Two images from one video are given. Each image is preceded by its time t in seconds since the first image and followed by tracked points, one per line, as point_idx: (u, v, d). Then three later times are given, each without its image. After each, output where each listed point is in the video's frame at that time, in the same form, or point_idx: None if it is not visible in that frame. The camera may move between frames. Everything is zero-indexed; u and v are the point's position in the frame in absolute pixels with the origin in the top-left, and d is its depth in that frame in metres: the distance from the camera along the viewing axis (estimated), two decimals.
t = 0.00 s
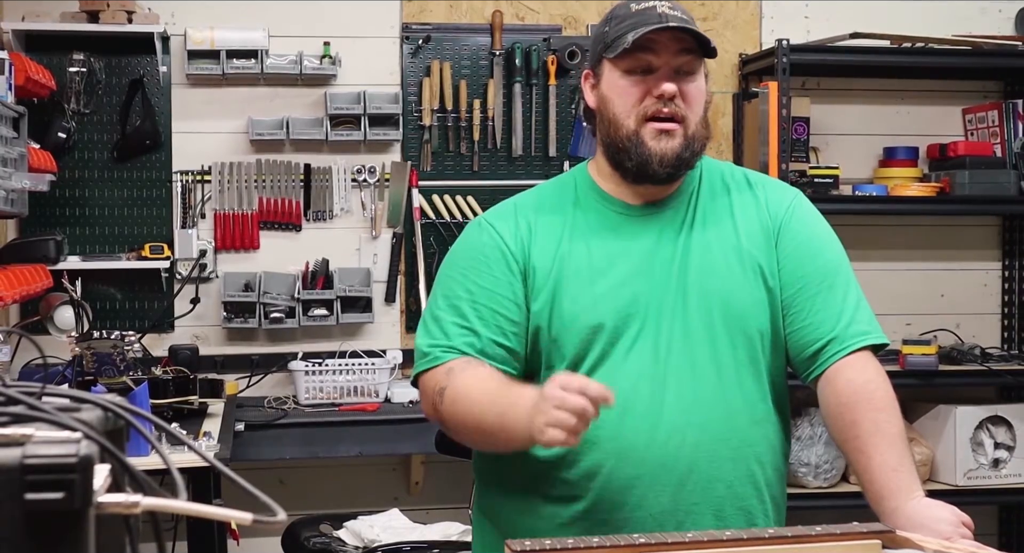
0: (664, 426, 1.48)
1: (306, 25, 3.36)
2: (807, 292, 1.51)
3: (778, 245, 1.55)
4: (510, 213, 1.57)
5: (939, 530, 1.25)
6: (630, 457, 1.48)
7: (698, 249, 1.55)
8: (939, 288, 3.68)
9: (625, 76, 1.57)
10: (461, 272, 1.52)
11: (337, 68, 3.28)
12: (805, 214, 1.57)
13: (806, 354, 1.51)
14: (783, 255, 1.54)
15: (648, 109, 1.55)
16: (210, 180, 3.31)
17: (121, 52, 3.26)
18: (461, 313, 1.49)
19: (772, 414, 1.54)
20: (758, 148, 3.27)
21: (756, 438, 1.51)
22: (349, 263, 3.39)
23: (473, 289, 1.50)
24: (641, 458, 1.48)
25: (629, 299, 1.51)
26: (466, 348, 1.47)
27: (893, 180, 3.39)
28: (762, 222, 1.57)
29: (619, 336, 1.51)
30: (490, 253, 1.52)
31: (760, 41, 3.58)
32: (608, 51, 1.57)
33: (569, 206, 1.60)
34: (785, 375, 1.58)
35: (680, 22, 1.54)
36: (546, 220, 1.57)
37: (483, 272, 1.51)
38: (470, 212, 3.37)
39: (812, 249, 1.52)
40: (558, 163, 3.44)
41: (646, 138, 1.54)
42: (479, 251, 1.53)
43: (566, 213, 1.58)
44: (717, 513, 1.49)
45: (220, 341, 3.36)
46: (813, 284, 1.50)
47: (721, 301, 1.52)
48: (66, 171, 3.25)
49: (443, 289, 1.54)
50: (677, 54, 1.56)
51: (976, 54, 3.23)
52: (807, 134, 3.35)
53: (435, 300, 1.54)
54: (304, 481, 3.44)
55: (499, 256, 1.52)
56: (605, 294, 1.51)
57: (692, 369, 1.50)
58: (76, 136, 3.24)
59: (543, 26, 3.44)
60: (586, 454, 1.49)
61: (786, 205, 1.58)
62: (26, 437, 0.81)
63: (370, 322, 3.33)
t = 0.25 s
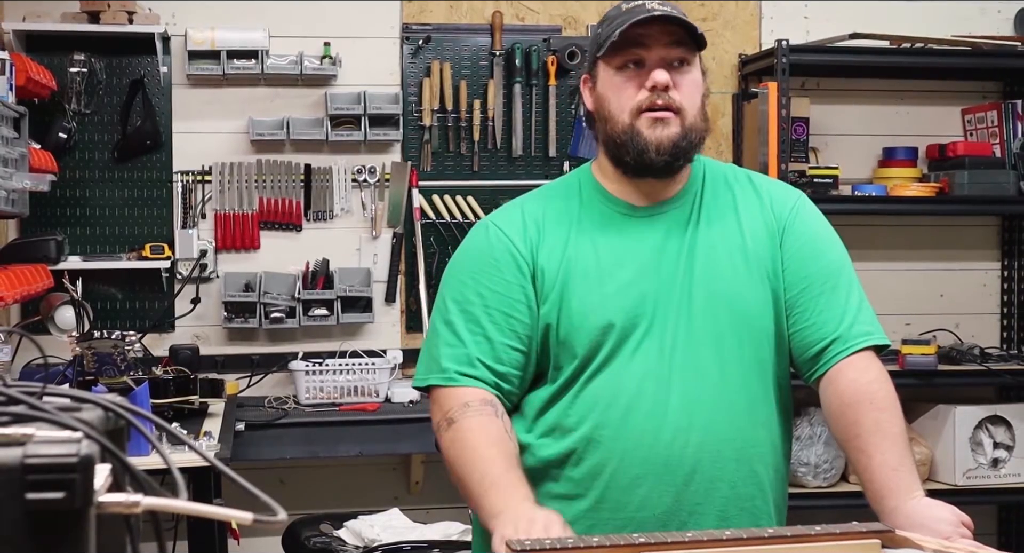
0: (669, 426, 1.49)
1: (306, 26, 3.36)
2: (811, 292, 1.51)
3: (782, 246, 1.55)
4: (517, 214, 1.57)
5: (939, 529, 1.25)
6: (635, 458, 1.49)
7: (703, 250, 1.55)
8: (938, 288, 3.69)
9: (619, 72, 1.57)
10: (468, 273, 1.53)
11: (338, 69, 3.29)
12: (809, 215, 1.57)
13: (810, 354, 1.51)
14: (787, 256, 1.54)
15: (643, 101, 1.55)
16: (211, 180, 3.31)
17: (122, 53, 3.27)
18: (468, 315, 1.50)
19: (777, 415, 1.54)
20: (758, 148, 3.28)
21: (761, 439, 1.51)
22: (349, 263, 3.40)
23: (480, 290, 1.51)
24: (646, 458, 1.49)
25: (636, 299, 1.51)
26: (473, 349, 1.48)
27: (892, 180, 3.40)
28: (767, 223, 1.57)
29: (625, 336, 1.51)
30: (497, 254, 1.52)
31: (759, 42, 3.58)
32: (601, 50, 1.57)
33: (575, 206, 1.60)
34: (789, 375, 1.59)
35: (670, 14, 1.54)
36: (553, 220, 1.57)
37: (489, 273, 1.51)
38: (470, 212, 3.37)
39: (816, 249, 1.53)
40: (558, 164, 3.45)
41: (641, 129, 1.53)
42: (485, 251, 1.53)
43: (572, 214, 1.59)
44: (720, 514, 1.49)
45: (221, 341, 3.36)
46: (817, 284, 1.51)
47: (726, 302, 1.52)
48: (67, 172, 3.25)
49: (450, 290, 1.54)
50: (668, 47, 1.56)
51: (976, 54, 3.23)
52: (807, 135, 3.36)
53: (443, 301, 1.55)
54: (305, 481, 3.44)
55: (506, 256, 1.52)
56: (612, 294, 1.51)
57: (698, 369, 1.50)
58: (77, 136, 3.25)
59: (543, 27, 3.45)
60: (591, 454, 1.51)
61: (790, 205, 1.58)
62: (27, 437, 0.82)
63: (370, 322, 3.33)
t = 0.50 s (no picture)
0: (670, 426, 1.49)
1: (306, 26, 3.37)
2: (811, 290, 1.51)
3: (782, 245, 1.56)
4: (518, 213, 1.58)
5: (938, 529, 1.26)
6: (636, 457, 1.49)
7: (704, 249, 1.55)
8: (938, 288, 3.69)
9: (601, 69, 1.61)
10: (470, 272, 1.53)
11: (338, 69, 3.29)
12: (809, 214, 1.57)
13: (810, 352, 1.51)
14: (787, 255, 1.55)
15: (626, 93, 1.56)
16: (211, 180, 3.31)
17: (123, 53, 3.27)
18: (470, 314, 1.50)
19: (777, 414, 1.55)
20: (758, 149, 3.29)
21: (761, 438, 1.52)
22: (349, 263, 3.40)
23: (482, 289, 1.51)
24: (647, 457, 1.49)
25: (637, 298, 1.51)
26: (475, 349, 1.48)
27: (891, 180, 3.40)
28: (767, 222, 1.57)
29: (626, 335, 1.51)
30: (498, 253, 1.52)
31: (759, 42, 3.59)
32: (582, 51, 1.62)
33: (576, 206, 1.60)
34: (788, 374, 1.59)
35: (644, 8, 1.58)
36: (554, 220, 1.58)
37: (490, 272, 1.51)
38: (470, 212, 3.38)
39: (816, 248, 1.53)
40: (558, 164, 3.45)
41: (625, 120, 1.55)
42: (487, 250, 1.53)
43: (573, 213, 1.59)
44: (721, 513, 1.50)
45: (221, 341, 3.37)
46: (817, 283, 1.51)
47: (727, 301, 1.52)
48: (68, 172, 3.25)
49: (452, 289, 1.54)
50: (647, 40, 1.59)
51: (974, 54, 3.24)
52: (807, 135, 3.37)
53: (444, 300, 1.55)
54: (305, 481, 3.45)
55: (508, 255, 1.52)
56: (613, 293, 1.51)
57: (699, 368, 1.50)
58: (77, 136, 3.25)
59: (543, 27, 3.45)
60: (592, 453, 1.51)
61: (790, 204, 1.59)
62: (28, 436, 0.82)
63: (371, 322, 3.34)
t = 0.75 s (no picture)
0: (669, 425, 1.50)
1: (306, 26, 3.37)
2: (809, 290, 1.51)
3: (780, 244, 1.56)
4: (516, 214, 1.58)
5: (938, 529, 1.27)
6: (636, 456, 1.50)
7: (702, 249, 1.56)
8: (937, 288, 3.70)
9: (584, 73, 1.62)
10: (467, 272, 1.53)
11: (338, 69, 3.30)
12: (807, 213, 1.58)
13: (809, 351, 1.52)
14: (785, 254, 1.55)
15: (607, 98, 1.58)
16: (212, 181, 3.32)
17: (124, 53, 3.28)
18: (468, 314, 1.51)
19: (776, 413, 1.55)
20: (758, 149, 3.30)
21: (760, 437, 1.52)
22: (350, 263, 3.40)
23: (479, 290, 1.51)
24: (647, 456, 1.50)
25: (635, 297, 1.52)
26: (473, 348, 1.48)
27: (890, 180, 3.41)
28: (765, 221, 1.58)
29: (625, 335, 1.51)
30: (496, 254, 1.53)
31: (759, 42, 3.59)
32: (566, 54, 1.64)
33: (574, 206, 1.61)
34: (787, 373, 1.59)
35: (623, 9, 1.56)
36: (552, 220, 1.58)
37: (488, 272, 1.52)
38: (470, 212, 3.38)
39: (814, 247, 1.53)
40: (558, 164, 3.45)
41: (606, 126, 1.57)
42: (484, 251, 1.54)
43: (572, 213, 1.59)
44: (720, 512, 1.50)
45: (222, 341, 3.37)
46: (815, 282, 1.51)
47: (725, 300, 1.53)
48: (69, 172, 3.26)
49: (450, 290, 1.55)
50: (628, 42, 1.59)
51: (974, 55, 3.24)
52: (806, 135, 3.37)
53: (443, 301, 1.55)
54: (305, 480, 3.45)
55: (505, 255, 1.53)
56: (611, 293, 1.52)
57: (698, 368, 1.51)
58: (78, 137, 3.25)
59: (543, 27, 3.46)
60: (591, 453, 1.51)
61: (788, 203, 1.59)
62: (28, 437, 0.82)
63: (371, 322, 3.34)
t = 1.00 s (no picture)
0: (666, 424, 1.50)
1: (307, 26, 3.37)
2: (807, 289, 1.52)
3: (779, 243, 1.56)
4: (513, 216, 1.59)
5: (937, 528, 1.27)
6: (633, 455, 1.50)
7: (699, 249, 1.56)
8: (936, 288, 3.70)
9: (581, 77, 1.63)
10: (464, 273, 1.54)
11: (338, 70, 3.30)
12: (806, 212, 1.58)
13: (808, 351, 1.52)
14: (784, 254, 1.55)
15: (601, 101, 1.58)
16: (212, 181, 3.32)
17: (125, 53, 3.28)
18: (465, 315, 1.52)
19: (775, 412, 1.55)
20: (757, 150, 3.30)
21: (759, 437, 1.52)
22: (350, 263, 3.41)
23: (476, 291, 1.52)
24: (644, 455, 1.50)
25: (632, 298, 1.52)
26: (470, 350, 1.49)
27: (890, 180, 3.41)
28: (764, 220, 1.58)
29: (622, 334, 1.52)
30: (492, 254, 1.54)
31: (759, 43, 3.60)
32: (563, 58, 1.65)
33: (571, 207, 1.61)
34: (787, 373, 1.60)
35: (618, 14, 1.57)
36: (549, 221, 1.59)
37: (485, 273, 1.53)
38: (470, 212, 3.38)
39: (813, 246, 1.53)
40: (557, 164, 3.46)
41: (600, 129, 1.57)
42: (481, 252, 1.55)
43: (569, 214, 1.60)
44: (717, 511, 1.51)
45: (222, 341, 3.37)
46: (814, 281, 1.51)
47: (723, 299, 1.53)
48: (69, 172, 3.26)
49: (447, 291, 1.56)
50: (623, 47, 1.59)
51: (973, 55, 3.25)
52: (806, 135, 3.37)
53: (441, 302, 1.56)
54: (305, 480, 3.46)
55: (502, 256, 1.54)
56: (608, 293, 1.52)
57: (695, 367, 1.51)
58: (79, 137, 3.26)
59: (543, 28, 3.46)
60: (588, 452, 1.52)
61: (787, 203, 1.59)
62: (29, 436, 0.83)
63: (371, 322, 3.35)
